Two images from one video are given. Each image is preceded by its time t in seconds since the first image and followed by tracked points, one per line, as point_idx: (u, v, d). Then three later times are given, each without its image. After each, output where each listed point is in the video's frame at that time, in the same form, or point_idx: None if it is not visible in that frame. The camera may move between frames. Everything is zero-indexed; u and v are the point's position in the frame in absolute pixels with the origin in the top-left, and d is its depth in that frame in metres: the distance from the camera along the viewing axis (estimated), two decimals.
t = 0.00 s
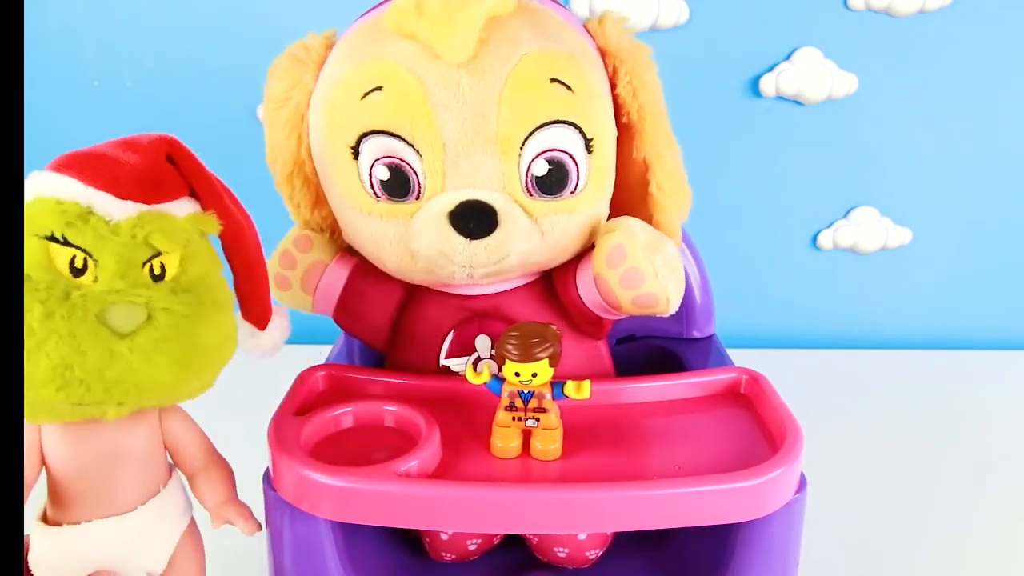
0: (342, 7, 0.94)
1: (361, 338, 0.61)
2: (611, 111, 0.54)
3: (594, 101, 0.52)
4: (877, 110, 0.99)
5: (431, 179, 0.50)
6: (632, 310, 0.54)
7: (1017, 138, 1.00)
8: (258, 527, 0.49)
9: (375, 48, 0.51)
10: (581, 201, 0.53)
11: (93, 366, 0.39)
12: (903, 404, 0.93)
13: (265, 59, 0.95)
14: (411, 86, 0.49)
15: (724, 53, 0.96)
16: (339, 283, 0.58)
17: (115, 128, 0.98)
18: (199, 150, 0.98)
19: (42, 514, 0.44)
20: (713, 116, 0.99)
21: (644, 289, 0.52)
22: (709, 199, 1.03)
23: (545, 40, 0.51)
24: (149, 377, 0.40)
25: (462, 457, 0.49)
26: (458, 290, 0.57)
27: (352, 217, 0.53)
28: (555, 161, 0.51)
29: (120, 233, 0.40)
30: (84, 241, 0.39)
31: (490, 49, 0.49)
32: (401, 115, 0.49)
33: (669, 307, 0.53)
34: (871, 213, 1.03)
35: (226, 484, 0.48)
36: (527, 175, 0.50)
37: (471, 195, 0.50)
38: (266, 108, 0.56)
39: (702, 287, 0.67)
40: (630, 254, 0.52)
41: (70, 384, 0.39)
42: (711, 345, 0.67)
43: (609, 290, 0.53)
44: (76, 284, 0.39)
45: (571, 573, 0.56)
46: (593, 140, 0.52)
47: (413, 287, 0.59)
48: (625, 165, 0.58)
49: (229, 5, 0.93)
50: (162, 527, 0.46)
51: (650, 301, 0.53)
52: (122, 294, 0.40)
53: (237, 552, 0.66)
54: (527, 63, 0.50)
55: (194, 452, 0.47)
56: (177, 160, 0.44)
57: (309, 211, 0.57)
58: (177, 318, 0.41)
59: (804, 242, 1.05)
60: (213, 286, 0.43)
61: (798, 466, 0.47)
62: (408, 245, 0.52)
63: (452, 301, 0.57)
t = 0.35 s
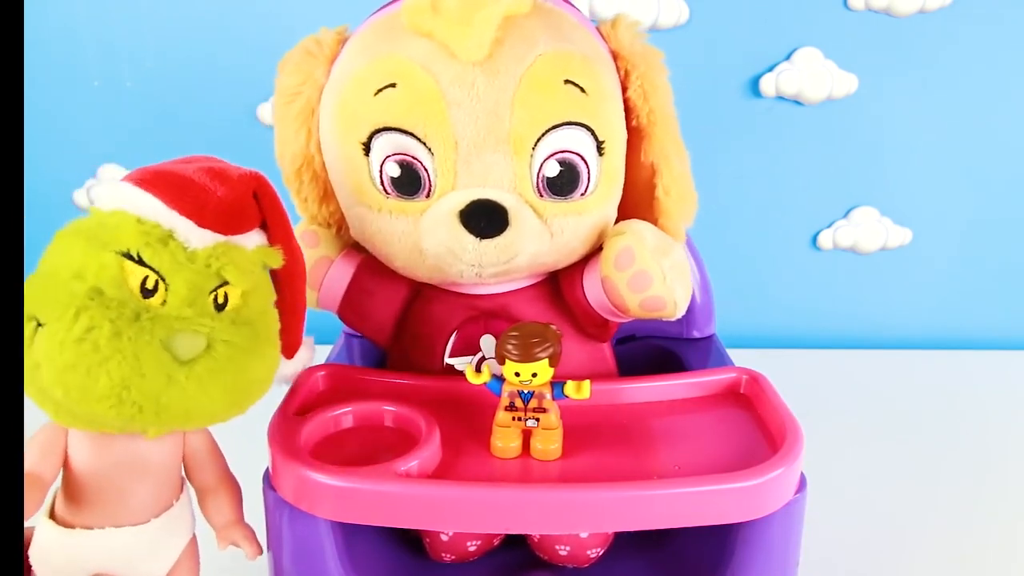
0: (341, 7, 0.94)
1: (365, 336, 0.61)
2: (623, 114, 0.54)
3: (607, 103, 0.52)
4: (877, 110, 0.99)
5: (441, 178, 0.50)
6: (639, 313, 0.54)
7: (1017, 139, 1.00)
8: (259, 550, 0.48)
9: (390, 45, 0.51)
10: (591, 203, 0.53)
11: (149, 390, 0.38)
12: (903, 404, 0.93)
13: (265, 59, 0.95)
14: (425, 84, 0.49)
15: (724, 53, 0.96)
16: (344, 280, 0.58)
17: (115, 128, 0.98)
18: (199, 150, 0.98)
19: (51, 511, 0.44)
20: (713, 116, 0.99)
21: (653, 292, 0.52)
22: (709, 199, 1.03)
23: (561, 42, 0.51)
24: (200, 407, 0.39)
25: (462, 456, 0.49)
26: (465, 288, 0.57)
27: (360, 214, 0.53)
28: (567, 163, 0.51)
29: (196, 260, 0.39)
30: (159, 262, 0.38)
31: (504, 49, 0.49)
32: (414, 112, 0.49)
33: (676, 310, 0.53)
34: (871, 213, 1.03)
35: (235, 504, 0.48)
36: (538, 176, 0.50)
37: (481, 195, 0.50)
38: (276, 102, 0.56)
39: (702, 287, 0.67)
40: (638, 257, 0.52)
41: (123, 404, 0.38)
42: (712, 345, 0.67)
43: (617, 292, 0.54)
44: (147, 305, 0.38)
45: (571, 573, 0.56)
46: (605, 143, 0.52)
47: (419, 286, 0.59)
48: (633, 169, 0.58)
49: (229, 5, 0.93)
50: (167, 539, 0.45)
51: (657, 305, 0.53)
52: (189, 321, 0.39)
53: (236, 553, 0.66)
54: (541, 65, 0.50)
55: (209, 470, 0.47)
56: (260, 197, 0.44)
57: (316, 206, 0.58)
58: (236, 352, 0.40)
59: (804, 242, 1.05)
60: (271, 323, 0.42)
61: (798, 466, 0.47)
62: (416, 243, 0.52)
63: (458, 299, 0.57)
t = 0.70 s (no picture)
0: (341, 7, 0.94)
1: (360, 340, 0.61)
2: (609, 108, 0.54)
3: (591, 100, 0.52)
4: (877, 110, 0.99)
5: (427, 179, 0.50)
6: (630, 309, 0.54)
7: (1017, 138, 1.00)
8: (261, 546, 0.48)
9: (373, 48, 0.51)
10: (577, 200, 0.53)
11: (155, 375, 0.38)
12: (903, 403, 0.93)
13: (265, 59, 0.95)
14: (408, 86, 0.49)
15: (724, 53, 0.96)
16: (337, 284, 0.59)
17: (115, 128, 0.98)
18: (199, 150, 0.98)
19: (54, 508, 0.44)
20: (713, 116, 0.99)
21: (642, 287, 0.52)
22: (709, 200, 1.03)
23: (542, 38, 0.51)
24: (201, 392, 0.40)
25: (462, 456, 0.49)
26: (457, 289, 0.57)
27: (349, 217, 0.53)
28: (552, 160, 0.51)
29: (198, 250, 0.40)
30: (162, 253, 0.39)
31: (486, 49, 0.49)
32: (398, 113, 0.49)
33: (667, 305, 0.53)
34: (871, 213, 1.03)
35: (236, 501, 0.48)
36: (524, 174, 0.50)
37: (468, 195, 0.50)
38: (264, 109, 0.56)
39: (702, 287, 0.67)
40: (626, 253, 0.52)
41: (128, 390, 0.38)
42: (711, 345, 0.67)
43: (607, 288, 0.53)
44: (151, 294, 0.39)
45: (571, 574, 0.56)
46: (589, 139, 0.52)
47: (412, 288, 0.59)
48: (625, 163, 0.58)
49: (229, 5, 0.93)
50: (168, 533, 0.45)
51: (648, 299, 0.53)
52: (191, 309, 0.39)
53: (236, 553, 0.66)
54: (524, 62, 0.50)
55: (209, 467, 0.47)
56: (259, 189, 0.45)
57: (308, 211, 0.57)
58: (237, 338, 0.40)
59: (804, 242, 1.05)
60: (268, 312, 0.43)
61: (798, 466, 0.47)
62: (405, 245, 0.52)
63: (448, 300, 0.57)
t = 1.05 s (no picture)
0: (341, 7, 0.94)
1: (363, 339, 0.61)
2: (614, 111, 0.54)
3: (596, 101, 0.52)
4: (877, 110, 0.99)
5: (432, 180, 0.50)
6: (634, 312, 0.54)
7: (1017, 138, 1.00)
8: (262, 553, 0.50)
9: (378, 48, 0.51)
10: (583, 201, 0.53)
11: (186, 396, 0.38)
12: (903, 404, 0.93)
13: (264, 59, 0.95)
14: (414, 85, 0.49)
15: (724, 53, 0.96)
16: (341, 282, 0.58)
17: (115, 128, 0.98)
18: (199, 150, 0.98)
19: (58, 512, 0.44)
20: (713, 116, 0.99)
21: (646, 290, 0.52)
22: (709, 200, 1.03)
23: (549, 40, 0.51)
24: (228, 414, 0.40)
25: (462, 456, 0.49)
26: (460, 289, 0.57)
27: (353, 216, 0.53)
28: (558, 162, 0.51)
29: (229, 270, 0.40)
30: (194, 271, 0.38)
31: (492, 49, 0.49)
32: (403, 114, 0.49)
33: (671, 308, 0.53)
34: (871, 213, 1.03)
35: (239, 510, 0.48)
36: (530, 176, 0.50)
37: (472, 196, 0.50)
38: (269, 107, 0.56)
39: (702, 287, 0.67)
40: (631, 256, 0.52)
41: (158, 410, 0.38)
42: (711, 345, 0.67)
43: (612, 292, 0.53)
44: (182, 313, 0.38)
45: (571, 573, 0.56)
46: (595, 141, 0.52)
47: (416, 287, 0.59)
48: (627, 166, 0.58)
49: (228, 5, 0.93)
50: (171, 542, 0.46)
51: (651, 302, 0.53)
52: (221, 330, 0.39)
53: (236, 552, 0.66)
54: (530, 63, 0.50)
55: (216, 478, 0.47)
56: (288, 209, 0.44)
57: (311, 210, 0.57)
58: (264, 359, 0.41)
59: (804, 242, 1.05)
60: (290, 331, 0.43)
61: (798, 466, 0.47)
62: (410, 245, 0.52)
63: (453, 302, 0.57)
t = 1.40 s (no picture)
0: (341, 7, 0.94)
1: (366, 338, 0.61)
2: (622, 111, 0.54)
3: (604, 103, 0.52)
4: (877, 110, 0.99)
5: (438, 178, 0.50)
6: (638, 313, 0.54)
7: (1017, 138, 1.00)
8: (253, 545, 0.49)
9: (388, 46, 0.51)
10: (589, 203, 0.53)
11: (148, 392, 0.38)
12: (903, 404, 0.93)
13: (264, 59, 0.95)
14: (423, 84, 0.49)
15: (724, 52, 0.96)
16: (344, 279, 0.59)
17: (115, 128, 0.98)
18: (199, 150, 0.98)
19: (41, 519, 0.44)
20: (713, 116, 0.99)
21: (650, 291, 0.52)
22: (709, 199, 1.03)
23: (558, 41, 0.51)
24: (194, 405, 0.40)
25: (462, 456, 0.49)
26: (462, 289, 0.57)
27: (359, 214, 0.53)
28: (564, 162, 0.51)
29: (180, 260, 0.40)
30: (145, 265, 0.38)
31: (502, 49, 0.49)
32: (411, 112, 0.49)
33: (674, 309, 0.53)
34: (871, 213, 1.03)
35: (225, 504, 0.48)
36: (536, 176, 0.50)
37: (478, 194, 0.50)
38: (275, 102, 0.56)
39: (702, 287, 0.67)
40: (635, 257, 0.52)
41: (122, 407, 0.38)
42: (711, 345, 0.67)
43: (615, 292, 0.54)
44: (137, 308, 0.38)
45: (571, 573, 0.56)
46: (603, 142, 0.52)
47: (419, 285, 0.59)
48: (637, 166, 0.58)
49: (229, 5, 0.93)
50: (159, 541, 0.46)
51: (655, 303, 0.53)
52: (179, 321, 0.39)
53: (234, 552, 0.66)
54: (539, 63, 0.50)
55: (196, 473, 0.47)
56: (235, 194, 0.45)
57: (315, 207, 0.57)
58: (227, 348, 0.41)
59: (804, 242, 1.05)
60: (253, 318, 0.43)
61: (798, 466, 0.47)
62: (414, 243, 0.52)
63: (454, 300, 0.57)
